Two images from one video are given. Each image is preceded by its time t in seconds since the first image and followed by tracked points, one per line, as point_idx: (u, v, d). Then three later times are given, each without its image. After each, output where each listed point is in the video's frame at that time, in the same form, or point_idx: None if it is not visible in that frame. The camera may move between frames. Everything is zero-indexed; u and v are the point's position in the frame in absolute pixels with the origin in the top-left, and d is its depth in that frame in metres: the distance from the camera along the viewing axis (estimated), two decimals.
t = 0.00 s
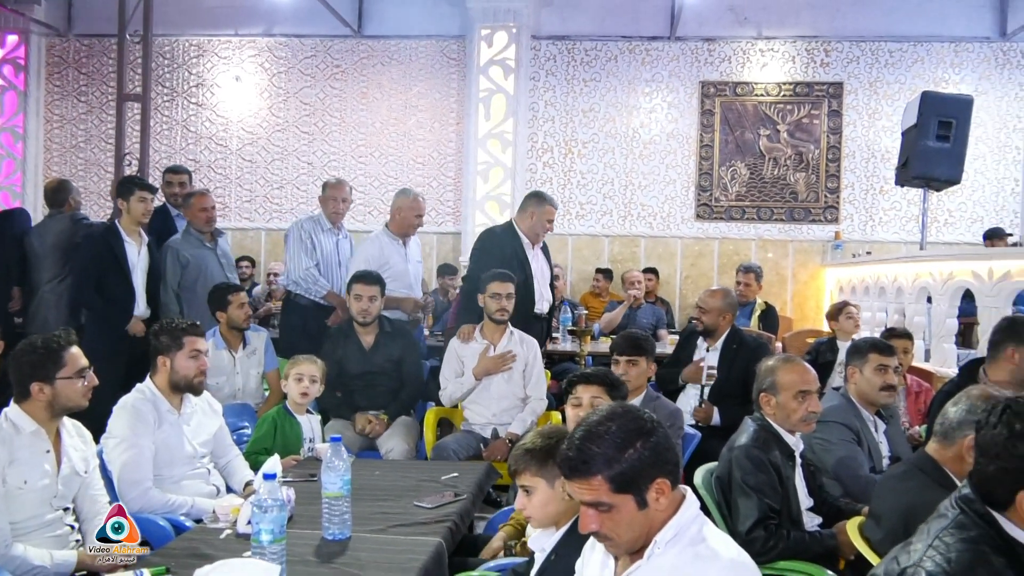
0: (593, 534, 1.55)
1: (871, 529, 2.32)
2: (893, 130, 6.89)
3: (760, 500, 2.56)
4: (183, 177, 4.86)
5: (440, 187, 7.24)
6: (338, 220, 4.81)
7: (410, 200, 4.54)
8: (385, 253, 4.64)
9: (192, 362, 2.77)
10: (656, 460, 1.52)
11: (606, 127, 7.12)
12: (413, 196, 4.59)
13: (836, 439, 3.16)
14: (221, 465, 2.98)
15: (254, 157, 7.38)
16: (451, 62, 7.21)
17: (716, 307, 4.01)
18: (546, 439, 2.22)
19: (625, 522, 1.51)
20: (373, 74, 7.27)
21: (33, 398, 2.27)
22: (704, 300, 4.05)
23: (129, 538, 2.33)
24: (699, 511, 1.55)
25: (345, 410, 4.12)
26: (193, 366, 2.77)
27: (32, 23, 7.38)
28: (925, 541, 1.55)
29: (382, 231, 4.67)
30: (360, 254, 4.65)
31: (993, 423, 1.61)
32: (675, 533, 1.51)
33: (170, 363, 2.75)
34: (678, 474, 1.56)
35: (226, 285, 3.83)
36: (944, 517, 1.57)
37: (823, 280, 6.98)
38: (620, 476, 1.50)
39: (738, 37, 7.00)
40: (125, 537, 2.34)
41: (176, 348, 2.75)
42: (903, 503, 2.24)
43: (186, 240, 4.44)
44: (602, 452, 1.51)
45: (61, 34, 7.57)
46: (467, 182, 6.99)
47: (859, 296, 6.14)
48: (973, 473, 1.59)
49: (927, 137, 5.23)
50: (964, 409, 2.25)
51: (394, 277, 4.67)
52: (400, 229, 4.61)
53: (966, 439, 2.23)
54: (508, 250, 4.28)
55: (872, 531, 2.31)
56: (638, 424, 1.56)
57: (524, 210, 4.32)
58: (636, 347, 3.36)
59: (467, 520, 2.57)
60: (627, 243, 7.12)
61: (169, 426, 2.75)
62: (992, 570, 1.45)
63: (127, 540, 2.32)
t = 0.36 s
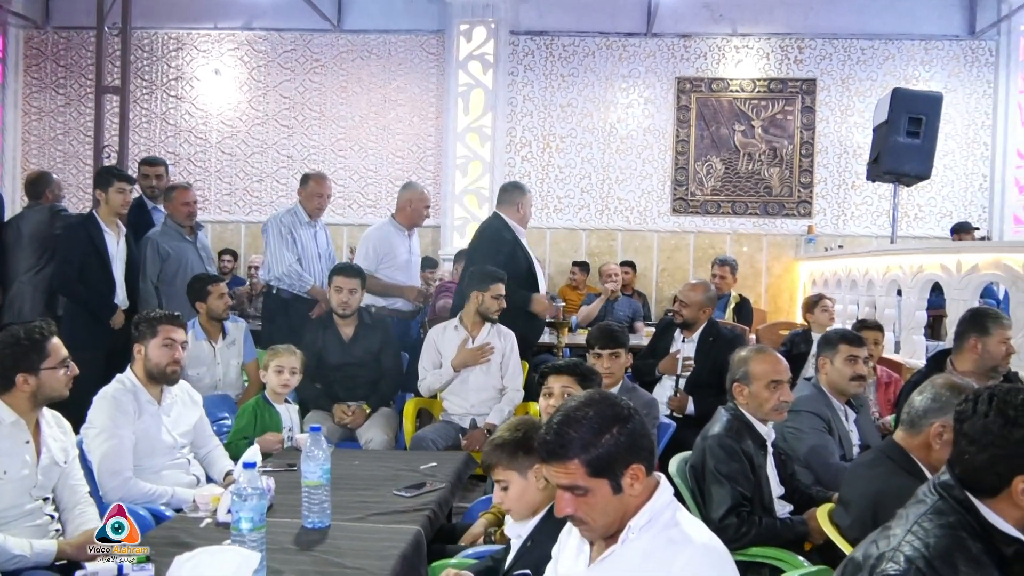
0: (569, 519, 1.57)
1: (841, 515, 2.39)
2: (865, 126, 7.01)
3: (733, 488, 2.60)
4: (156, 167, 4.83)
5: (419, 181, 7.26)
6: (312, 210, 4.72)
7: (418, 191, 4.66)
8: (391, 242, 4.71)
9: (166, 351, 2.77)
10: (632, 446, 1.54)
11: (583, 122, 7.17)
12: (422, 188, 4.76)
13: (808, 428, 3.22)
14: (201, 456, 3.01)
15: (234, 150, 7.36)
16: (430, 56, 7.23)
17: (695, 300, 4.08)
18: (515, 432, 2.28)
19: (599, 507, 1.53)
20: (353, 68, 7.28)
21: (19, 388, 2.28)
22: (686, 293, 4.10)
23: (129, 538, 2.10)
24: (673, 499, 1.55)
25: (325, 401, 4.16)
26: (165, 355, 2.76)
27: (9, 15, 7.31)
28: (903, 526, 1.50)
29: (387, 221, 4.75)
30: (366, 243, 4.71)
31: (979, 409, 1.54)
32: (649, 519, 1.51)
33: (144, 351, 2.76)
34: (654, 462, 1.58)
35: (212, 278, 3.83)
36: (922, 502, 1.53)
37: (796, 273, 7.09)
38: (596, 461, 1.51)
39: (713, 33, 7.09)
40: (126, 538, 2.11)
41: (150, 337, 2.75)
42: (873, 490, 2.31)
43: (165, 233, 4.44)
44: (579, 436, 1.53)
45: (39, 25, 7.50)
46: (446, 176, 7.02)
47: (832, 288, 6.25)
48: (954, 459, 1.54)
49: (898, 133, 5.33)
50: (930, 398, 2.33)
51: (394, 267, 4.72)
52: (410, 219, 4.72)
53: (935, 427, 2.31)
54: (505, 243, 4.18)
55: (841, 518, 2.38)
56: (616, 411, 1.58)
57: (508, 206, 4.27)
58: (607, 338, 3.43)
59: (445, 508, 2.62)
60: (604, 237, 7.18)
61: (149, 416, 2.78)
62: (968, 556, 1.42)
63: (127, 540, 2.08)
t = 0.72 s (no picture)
0: (552, 516, 1.63)
1: (822, 514, 2.46)
2: (854, 130, 7.10)
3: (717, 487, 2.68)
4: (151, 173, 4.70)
5: (414, 185, 7.33)
6: (308, 216, 4.82)
7: (429, 196, 4.75)
8: (400, 242, 4.77)
9: (154, 351, 2.83)
10: (613, 443, 1.61)
11: (576, 127, 7.25)
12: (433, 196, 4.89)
13: (793, 427, 3.28)
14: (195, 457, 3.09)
15: (231, 155, 7.43)
16: (424, 62, 7.30)
17: (686, 304, 4.14)
18: (500, 431, 2.35)
19: (581, 503, 1.59)
20: (348, 73, 7.35)
21: (14, 390, 2.31)
22: (675, 296, 4.15)
23: (129, 538, 2.08)
24: (653, 496, 1.61)
25: (318, 402, 4.23)
26: (153, 355, 2.82)
27: (9, 22, 7.38)
28: (871, 524, 1.53)
29: (395, 223, 4.81)
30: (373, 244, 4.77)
31: (950, 403, 1.53)
32: (629, 516, 1.57)
33: (134, 352, 2.83)
34: (634, 460, 1.65)
35: (207, 277, 3.94)
36: (887, 499, 1.56)
37: (786, 276, 7.17)
38: (578, 457, 1.58)
39: (703, 39, 7.18)
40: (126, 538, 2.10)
41: (140, 338, 2.83)
42: (852, 489, 2.38)
43: (174, 236, 4.54)
44: (562, 433, 1.60)
45: (38, 32, 7.56)
46: (440, 180, 7.11)
47: (821, 290, 6.33)
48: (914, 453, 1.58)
49: (885, 137, 5.41)
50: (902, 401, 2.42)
51: (401, 268, 4.76)
52: (419, 222, 4.80)
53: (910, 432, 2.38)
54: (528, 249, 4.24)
55: (823, 516, 2.45)
56: (598, 411, 1.65)
57: (521, 223, 4.36)
58: (595, 340, 3.50)
59: (434, 508, 2.69)
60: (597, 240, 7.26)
61: (143, 417, 2.84)
62: (940, 547, 1.44)
63: (127, 540, 2.07)
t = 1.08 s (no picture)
0: (519, 510, 1.67)
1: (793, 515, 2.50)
2: (837, 135, 7.20)
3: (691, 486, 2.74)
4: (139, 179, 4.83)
5: (402, 187, 7.40)
6: (310, 219, 4.92)
7: (423, 198, 4.89)
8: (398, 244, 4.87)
9: (136, 352, 2.89)
10: (581, 440, 1.66)
11: (562, 131, 7.33)
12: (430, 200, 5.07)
13: (768, 428, 3.35)
14: (177, 455, 3.13)
15: (221, 157, 7.48)
16: (413, 66, 7.38)
17: (665, 308, 4.22)
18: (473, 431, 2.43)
19: (549, 498, 1.64)
20: (338, 77, 7.42)
21: None
22: (655, 302, 4.25)
23: (129, 538, 2.07)
24: (620, 495, 1.66)
25: (303, 402, 4.30)
26: (136, 356, 2.88)
27: None
28: (819, 522, 1.61)
29: (393, 224, 4.92)
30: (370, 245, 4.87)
31: (883, 399, 1.66)
32: (595, 515, 1.61)
33: (116, 353, 2.89)
34: (602, 457, 1.70)
35: (199, 277, 4.00)
36: (829, 497, 1.65)
37: (769, 279, 7.26)
38: (546, 451, 1.63)
39: (689, 45, 7.28)
40: (126, 538, 2.08)
41: (123, 338, 2.89)
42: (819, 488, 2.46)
43: (185, 237, 4.69)
44: (531, 429, 1.65)
45: (29, 34, 7.61)
46: (428, 183, 7.18)
47: (803, 293, 6.43)
48: (845, 450, 1.69)
49: (866, 142, 5.50)
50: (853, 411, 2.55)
51: (399, 268, 4.86)
52: (414, 224, 4.91)
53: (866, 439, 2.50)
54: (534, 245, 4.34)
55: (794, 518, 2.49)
56: (567, 407, 1.71)
57: (525, 222, 4.48)
58: (575, 343, 3.59)
59: (412, 507, 2.75)
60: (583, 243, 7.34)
61: (125, 416, 2.91)
62: (888, 537, 1.53)
63: (127, 540, 2.06)
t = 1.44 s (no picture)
0: (495, 503, 1.73)
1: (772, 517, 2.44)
2: (826, 139, 7.27)
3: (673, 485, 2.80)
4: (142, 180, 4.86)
5: (396, 189, 7.47)
6: (315, 218, 5.05)
7: (419, 198, 4.98)
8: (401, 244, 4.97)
9: (121, 349, 2.95)
10: (559, 435, 1.73)
11: (555, 134, 7.40)
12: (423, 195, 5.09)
13: (752, 428, 3.40)
14: (166, 452, 3.21)
15: (217, 158, 7.54)
16: (408, 69, 7.44)
17: (643, 319, 4.30)
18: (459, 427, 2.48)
19: (523, 491, 1.70)
20: (333, 79, 7.48)
21: None
22: (632, 313, 4.32)
23: (130, 538, 2.09)
24: (594, 493, 1.72)
25: (293, 401, 4.40)
26: (120, 353, 2.94)
27: None
28: (797, 520, 1.65)
29: (393, 224, 5.02)
30: (375, 246, 4.96)
31: (846, 396, 1.73)
32: (570, 514, 1.67)
33: (104, 351, 2.96)
34: (576, 455, 1.77)
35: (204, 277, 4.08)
36: (801, 494, 1.69)
37: (759, 281, 7.34)
38: (524, 444, 1.70)
39: (680, 49, 7.36)
40: (125, 538, 2.09)
41: (109, 336, 2.96)
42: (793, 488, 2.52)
43: (195, 237, 4.81)
44: (510, 420, 1.72)
45: (27, 35, 7.67)
46: (422, 184, 7.25)
47: (791, 296, 6.51)
48: (809, 447, 1.74)
49: (853, 147, 5.58)
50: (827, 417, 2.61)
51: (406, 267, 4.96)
52: (413, 224, 5.02)
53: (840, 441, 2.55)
54: (538, 250, 4.40)
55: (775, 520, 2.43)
56: (546, 402, 1.77)
57: (530, 225, 4.49)
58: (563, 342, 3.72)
59: (396, 504, 2.83)
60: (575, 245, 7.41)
61: (113, 414, 2.98)
62: (867, 528, 1.59)
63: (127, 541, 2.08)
